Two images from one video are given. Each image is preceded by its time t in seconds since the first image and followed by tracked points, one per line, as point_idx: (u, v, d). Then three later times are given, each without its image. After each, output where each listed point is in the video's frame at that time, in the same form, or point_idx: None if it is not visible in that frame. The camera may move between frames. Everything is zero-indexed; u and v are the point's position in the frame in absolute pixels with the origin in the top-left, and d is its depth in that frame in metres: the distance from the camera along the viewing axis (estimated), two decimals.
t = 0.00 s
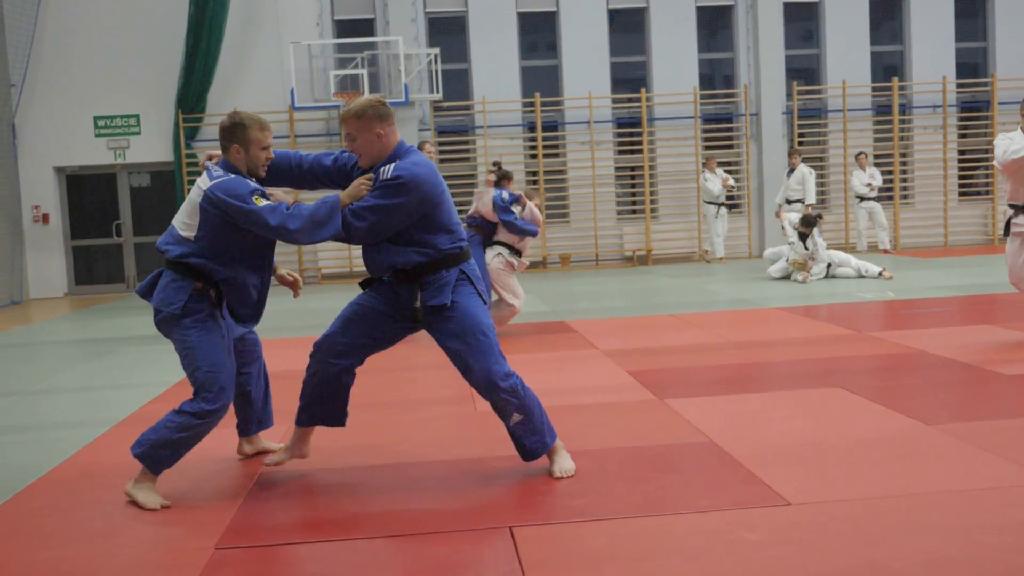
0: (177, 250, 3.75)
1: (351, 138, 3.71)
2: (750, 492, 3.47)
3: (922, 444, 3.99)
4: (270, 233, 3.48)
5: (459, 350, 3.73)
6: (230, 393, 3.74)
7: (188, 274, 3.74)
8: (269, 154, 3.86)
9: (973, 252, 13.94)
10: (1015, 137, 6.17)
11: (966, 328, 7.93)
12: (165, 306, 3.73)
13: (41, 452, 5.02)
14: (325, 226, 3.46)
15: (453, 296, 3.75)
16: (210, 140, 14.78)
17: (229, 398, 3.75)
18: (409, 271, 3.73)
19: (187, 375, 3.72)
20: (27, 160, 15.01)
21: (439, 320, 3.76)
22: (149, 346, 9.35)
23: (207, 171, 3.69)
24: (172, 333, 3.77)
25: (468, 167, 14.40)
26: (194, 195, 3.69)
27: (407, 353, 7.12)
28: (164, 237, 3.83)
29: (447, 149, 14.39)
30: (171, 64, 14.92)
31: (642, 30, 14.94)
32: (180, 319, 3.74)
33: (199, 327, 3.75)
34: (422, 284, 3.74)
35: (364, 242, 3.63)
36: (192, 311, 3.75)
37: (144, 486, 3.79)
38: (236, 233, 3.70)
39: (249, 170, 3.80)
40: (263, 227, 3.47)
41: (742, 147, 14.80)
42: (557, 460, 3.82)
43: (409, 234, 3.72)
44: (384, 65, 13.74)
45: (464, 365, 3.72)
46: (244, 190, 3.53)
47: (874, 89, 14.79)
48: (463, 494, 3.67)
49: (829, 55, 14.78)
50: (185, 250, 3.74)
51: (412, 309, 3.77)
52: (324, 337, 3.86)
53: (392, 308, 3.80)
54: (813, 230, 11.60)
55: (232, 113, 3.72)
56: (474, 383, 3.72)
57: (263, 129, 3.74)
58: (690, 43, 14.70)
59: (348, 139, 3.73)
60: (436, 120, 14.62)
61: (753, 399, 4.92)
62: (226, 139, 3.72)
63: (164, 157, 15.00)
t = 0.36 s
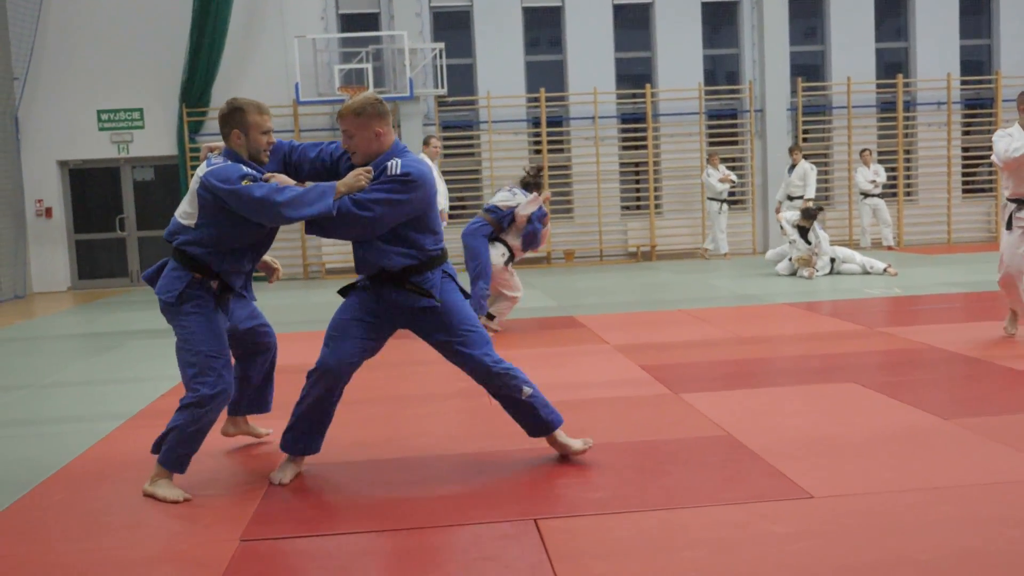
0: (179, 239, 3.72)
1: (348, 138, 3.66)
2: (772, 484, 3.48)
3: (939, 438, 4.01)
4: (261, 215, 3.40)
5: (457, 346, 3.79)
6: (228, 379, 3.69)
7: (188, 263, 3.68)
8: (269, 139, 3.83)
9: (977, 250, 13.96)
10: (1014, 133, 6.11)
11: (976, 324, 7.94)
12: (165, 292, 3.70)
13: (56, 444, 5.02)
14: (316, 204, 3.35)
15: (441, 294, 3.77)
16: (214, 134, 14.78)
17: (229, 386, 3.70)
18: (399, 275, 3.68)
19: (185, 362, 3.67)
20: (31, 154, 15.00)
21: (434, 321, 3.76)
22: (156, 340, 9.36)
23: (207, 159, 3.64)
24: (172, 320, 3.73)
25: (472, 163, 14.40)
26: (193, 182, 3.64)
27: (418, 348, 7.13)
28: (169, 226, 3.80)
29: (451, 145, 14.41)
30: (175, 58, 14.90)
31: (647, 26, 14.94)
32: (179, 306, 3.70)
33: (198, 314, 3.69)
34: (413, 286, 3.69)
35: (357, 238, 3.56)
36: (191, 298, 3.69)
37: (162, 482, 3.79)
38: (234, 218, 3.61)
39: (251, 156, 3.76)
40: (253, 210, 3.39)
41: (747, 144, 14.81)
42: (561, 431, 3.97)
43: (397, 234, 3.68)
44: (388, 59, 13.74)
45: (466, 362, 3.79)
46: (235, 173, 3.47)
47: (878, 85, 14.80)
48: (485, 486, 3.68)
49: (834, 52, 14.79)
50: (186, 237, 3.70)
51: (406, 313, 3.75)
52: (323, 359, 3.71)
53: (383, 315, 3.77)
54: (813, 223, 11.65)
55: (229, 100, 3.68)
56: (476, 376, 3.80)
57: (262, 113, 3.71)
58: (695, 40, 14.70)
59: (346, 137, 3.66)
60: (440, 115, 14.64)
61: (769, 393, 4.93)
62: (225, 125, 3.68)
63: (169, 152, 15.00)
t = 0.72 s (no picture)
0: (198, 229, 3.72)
1: (355, 130, 3.60)
2: (794, 478, 3.49)
3: (956, 431, 4.02)
4: (275, 194, 3.37)
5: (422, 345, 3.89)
6: (240, 368, 3.65)
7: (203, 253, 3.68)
8: (282, 127, 3.73)
9: (978, 245, 13.98)
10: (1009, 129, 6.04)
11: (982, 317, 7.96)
12: (180, 280, 3.69)
13: (70, 439, 5.02)
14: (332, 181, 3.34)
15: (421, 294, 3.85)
16: (214, 129, 14.74)
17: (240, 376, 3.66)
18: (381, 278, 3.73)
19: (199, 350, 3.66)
20: (31, 150, 14.96)
21: (410, 322, 3.83)
22: (162, 334, 9.37)
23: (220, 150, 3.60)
24: (185, 309, 3.71)
25: (473, 158, 14.38)
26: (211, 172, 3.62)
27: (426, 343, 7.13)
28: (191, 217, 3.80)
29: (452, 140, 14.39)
30: (176, 53, 14.87)
31: (647, 21, 14.95)
32: (191, 295, 3.68)
33: (209, 302, 3.66)
34: (395, 285, 3.75)
35: (360, 224, 3.55)
36: (205, 287, 3.68)
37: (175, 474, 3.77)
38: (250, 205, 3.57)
39: (266, 147, 3.67)
40: (265, 188, 3.36)
41: (748, 139, 14.80)
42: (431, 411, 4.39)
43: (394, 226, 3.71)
44: (388, 55, 13.72)
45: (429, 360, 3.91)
46: (247, 158, 3.44)
47: (879, 80, 14.80)
48: (506, 480, 3.68)
49: (834, 47, 14.80)
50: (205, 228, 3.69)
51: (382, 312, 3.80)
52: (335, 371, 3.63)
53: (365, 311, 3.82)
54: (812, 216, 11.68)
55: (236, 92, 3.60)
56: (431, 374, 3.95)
57: (272, 102, 3.61)
58: (696, 35, 14.69)
59: (352, 127, 3.59)
60: (441, 110, 14.62)
61: (783, 387, 4.94)
62: (236, 117, 3.60)
63: (169, 147, 14.96)
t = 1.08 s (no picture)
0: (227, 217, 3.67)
1: (396, 115, 3.50)
2: (816, 467, 3.48)
3: (980, 421, 4.00)
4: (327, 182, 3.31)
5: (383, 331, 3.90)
6: (275, 347, 3.64)
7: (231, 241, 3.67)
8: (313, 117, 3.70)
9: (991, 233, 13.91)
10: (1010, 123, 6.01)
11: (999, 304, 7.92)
12: (207, 268, 3.68)
13: (89, 427, 5.03)
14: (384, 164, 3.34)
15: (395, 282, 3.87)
16: (224, 118, 14.73)
17: (276, 354, 3.65)
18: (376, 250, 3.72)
19: (230, 335, 3.66)
20: (40, 139, 14.96)
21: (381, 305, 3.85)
22: (176, 323, 9.38)
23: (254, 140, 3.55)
24: (211, 296, 3.70)
25: (482, 146, 14.35)
26: (246, 162, 3.53)
27: (442, 334, 7.12)
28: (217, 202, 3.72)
29: (462, 129, 14.38)
30: (185, 41, 14.85)
31: (659, 8, 14.93)
32: (219, 282, 3.67)
33: (239, 290, 3.67)
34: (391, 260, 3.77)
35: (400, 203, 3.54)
36: (233, 273, 3.69)
37: (203, 455, 3.74)
38: (288, 190, 3.51)
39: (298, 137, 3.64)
40: (317, 176, 3.31)
41: (759, 126, 14.77)
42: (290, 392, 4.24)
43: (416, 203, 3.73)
44: (397, 43, 13.69)
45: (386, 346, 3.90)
46: (293, 146, 3.38)
47: (893, 67, 14.75)
48: (527, 468, 3.68)
49: (846, 34, 14.75)
50: (235, 216, 3.64)
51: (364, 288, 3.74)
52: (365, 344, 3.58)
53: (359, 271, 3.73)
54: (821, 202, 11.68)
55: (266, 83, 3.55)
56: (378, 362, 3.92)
57: (304, 91, 3.58)
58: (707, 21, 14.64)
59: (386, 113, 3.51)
60: (450, 98, 14.59)
61: (802, 377, 4.92)
62: (267, 108, 3.56)
63: (179, 136, 14.95)
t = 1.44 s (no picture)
0: (267, 204, 3.59)
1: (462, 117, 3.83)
2: (852, 451, 3.47)
3: (1013, 404, 3.97)
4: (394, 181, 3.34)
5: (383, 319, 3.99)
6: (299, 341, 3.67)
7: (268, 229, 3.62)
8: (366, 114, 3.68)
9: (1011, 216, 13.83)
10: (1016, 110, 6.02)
11: None
12: (240, 253, 3.61)
13: (116, 411, 5.04)
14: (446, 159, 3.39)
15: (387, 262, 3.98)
16: (241, 102, 14.72)
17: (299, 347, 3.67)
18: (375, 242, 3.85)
19: (254, 323, 3.63)
20: (57, 124, 14.98)
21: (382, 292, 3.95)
22: (196, 307, 9.40)
23: (316, 131, 3.44)
24: (237, 280, 3.63)
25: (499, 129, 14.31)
26: (307, 154, 3.40)
27: (464, 318, 7.12)
28: (258, 184, 3.60)
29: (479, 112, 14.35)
30: (201, 25, 14.83)
31: None
32: (250, 269, 3.61)
33: (271, 281, 3.63)
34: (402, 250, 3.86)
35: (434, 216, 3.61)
36: (264, 261, 3.63)
37: (238, 453, 3.75)
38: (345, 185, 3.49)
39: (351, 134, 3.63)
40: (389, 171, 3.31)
41: (777, 108, 14.69)
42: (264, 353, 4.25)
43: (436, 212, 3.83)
44: (413, 25, 13.65)
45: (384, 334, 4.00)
46: (364, 144, 3.35)
47: (913, 48, 14.63)
48: (559, 452, 3.67)
49: (866, 14, 14.63)
50: (274, 204, 3.57)
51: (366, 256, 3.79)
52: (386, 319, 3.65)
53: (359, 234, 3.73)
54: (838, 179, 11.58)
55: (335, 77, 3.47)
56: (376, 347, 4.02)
57: (367, 91, 3.57)
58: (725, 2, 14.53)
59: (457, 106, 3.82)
60: (466, 81, 14.55)
61: (830, 361, 4.91)
62: (330, 102, 3.53)
63: (195, 120, 14.96)
